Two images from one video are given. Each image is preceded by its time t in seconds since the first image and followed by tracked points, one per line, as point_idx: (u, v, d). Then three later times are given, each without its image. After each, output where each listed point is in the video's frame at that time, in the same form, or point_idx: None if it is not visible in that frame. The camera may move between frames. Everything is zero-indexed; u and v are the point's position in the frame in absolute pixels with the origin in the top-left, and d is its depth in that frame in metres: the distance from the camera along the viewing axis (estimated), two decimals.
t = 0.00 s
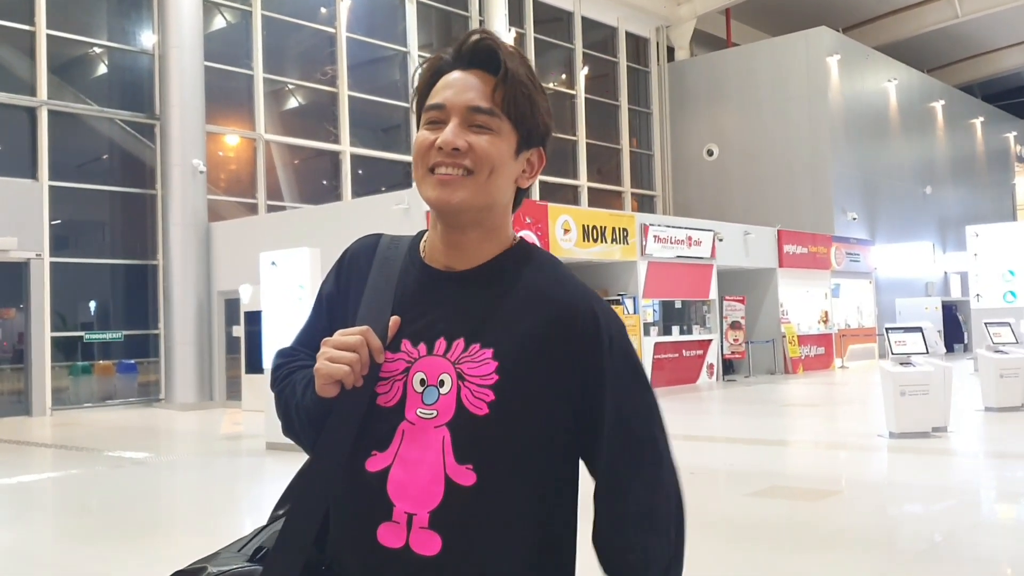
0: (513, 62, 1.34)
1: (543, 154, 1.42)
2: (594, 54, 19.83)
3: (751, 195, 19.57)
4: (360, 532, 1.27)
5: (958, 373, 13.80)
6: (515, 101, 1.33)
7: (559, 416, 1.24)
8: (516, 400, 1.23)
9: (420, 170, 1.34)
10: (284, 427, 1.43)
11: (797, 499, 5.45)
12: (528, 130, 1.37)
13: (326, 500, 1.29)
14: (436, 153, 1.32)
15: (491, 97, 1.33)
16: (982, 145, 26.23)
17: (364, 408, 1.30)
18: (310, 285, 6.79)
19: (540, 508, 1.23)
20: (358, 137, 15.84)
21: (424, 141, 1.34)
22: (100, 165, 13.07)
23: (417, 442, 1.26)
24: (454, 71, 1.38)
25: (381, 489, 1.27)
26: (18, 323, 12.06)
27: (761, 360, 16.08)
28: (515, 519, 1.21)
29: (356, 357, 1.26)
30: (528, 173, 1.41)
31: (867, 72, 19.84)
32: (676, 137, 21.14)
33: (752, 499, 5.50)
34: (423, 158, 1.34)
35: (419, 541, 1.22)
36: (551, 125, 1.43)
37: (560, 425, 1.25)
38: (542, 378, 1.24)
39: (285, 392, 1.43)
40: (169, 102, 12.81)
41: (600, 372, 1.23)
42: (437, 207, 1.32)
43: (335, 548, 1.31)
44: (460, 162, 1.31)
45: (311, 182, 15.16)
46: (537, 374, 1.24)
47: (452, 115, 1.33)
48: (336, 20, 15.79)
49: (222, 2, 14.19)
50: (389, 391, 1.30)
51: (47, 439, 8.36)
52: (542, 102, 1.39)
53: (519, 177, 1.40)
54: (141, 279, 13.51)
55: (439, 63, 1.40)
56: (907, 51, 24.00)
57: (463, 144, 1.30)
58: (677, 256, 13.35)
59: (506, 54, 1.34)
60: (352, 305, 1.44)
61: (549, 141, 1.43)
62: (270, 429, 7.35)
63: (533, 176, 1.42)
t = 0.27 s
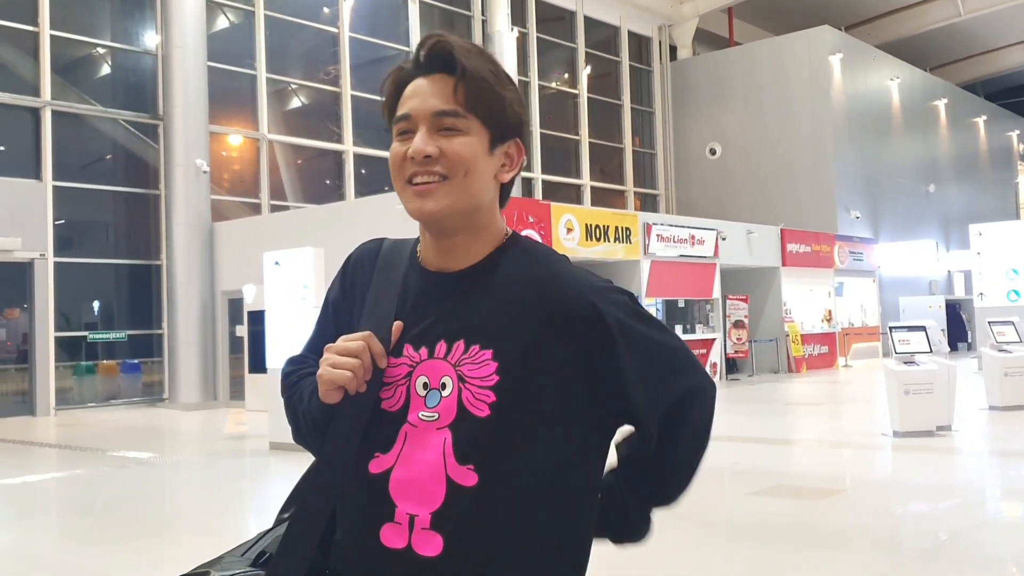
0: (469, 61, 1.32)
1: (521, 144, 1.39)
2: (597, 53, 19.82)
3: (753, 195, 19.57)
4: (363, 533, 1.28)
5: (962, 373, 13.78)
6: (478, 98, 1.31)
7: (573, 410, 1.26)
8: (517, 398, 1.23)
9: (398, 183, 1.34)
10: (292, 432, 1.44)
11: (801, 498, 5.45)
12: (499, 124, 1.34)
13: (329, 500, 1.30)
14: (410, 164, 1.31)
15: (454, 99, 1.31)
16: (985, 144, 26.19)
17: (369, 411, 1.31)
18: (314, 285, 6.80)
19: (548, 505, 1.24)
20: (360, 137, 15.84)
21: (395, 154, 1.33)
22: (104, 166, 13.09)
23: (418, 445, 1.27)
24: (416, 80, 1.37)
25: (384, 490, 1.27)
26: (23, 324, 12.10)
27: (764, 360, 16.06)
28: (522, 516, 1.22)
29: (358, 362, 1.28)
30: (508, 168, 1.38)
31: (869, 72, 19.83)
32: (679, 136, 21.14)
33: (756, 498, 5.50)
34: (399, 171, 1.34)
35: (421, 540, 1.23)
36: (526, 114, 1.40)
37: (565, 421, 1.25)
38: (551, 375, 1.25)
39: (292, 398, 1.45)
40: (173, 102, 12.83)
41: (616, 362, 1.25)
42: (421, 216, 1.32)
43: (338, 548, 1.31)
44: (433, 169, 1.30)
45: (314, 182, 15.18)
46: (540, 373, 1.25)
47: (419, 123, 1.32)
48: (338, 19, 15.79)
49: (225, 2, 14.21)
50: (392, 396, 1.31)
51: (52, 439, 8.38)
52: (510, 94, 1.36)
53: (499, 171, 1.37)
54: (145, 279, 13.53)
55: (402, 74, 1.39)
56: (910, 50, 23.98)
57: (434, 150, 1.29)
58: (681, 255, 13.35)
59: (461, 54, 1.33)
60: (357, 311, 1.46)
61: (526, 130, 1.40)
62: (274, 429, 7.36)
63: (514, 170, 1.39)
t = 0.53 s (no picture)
0: (436, 65, 1.31)
1: (501, 142, 1.36)
2: (599, 53, 19.80)
3: (755, 195, 19.58)
4: (365, 536, 1.28)
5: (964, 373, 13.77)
6: (448, 101, 1.29)
7: (569, 409, 1.27)
8: (512, 402, 1.24)
9: (381, 194, 1.32)
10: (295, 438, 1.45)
11: (804, 498, 5.45)
12: (474, 126, 1.32)
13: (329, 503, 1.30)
14: (387, 175, 1.30)
15: (424, 104, 1.30)
16: (987, 143, 26.17)
17: (369, 416, 1.32)
18: (317, 285, 6.81)
19: (548, 503, 1.24)
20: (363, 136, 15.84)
21: (372, 167, 1.31)
22: (106, 165, 13.09)
23: (417, 448, 1.27)
24: (387, 90, 1.35)
25: (384, 493, 1.28)
26: (25, 323, 12.10)
27: (766, 359, 16.04)
28: (523, 517, 1.22)
29: (354, 367, 1.28)
30: (489, 167, 1.35)
31: (870, 72, 19.83)
32: (681, 136, 21.14)
33: (758, 498, 5.50)
34: (379, 183, 1.32)
35: (422, 542, 1.22)
36: (502, 113, 1.37)
37: (560, 419, 1.26)
38: (546, 372, 1.26)
39: (294, 404, 1.46)
40: (175, 101, 12.84)
41: (609, 355, 1.26)
42: (406, 227, 1.30)
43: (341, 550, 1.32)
44: (410, 177, 1.28)
45: (316, 181, 15.18)
46: (534, 373, 1.26)
47: (393, 133, 1.31)
48: (342, 19, 15.78)
49: (228, 2, 14.21)
50: (392, 401, 1.31)
51: (54, 439, 8.38)
52: (484, 95, 1.34)
53: (480, 173, 1.34)
54: (147, 279, 13.53)
55: (374, 86, 1.38)
56: (911, 50, 23.98)
57: (408, 158, 1.28)
58: (683, 255, 13.36)
59: (428, 59, 1.31)
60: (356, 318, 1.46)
61: (505, 128, 1.37)
62: (276, 429, 7.35)
63: (495, 170, 1.36)
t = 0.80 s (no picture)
0: (433, 61, 1.31)
1: (500, 140, 1.36)
2: (601, 52, 19.80)
3: (758, 194, 19.55)
4: (367, 536, 1.28)
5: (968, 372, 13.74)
6: (444, 95, 1.29)
7: (562, 409, 1.27)
8: (506, 402, 1.24)
9: (377, 190, 1.33)
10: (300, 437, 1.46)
11: (807, 497, 5.44)
12: (471, 123, 1.32)
13: (330, 503, 1.30)
14: (384, 170, 1.31)
15: (420, 99, 1.30)
16: (991, 142, 26.12)
17: (369, 415, 1.32)
18: (320, 284, 6.81)
19: (546, 506, 1.24)
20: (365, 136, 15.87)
21: (369, 162, 1.33)
22: (110, 165, 13.12)
23: (416, 448, 1.27)
24: (386, 87, 1.36)
25: (384, 493, 1.28)
26: (29, 323, 12.14)
27: (769, 359, 16.02)
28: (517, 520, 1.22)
29: (353, 367, 1.29)
30: (487, 164, 1.35)
31: (874, 70, 19.80)
32: (684, 135, 21.14)
33: (761, 496, 5.49)
34: (376, 178, 1.33)
35: (421, 542, 1.23)
36: (502, 110, 1.37)
37: (554, 421, 1.26)
38: (541, 371, 1.26)
39: (300, 403, 1.47)
40: (178, 100, 12.87)
41: (601, 357, 1.26)
42: (400, 222, 1.31)
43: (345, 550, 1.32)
44: (404, 172, 1.29)
45: (319, 181, 15.21)
46: (528, 372, 1.25)
47: (389, 128, 1.32)
48: (344, 18, 15.81)
49: (230, 1, 14.25)
50: (392, 400, 1.32)
51: (58, 438, 8.40)
52: (482, 92, 1.34)
53: (476, 169, 1.33)
54: (151, 278, 13.57)
55: (376, 85, 1.40)
56: (915, 49, 23.93)
57: (402, 152, 1.28)
58: (685, 254, 13.36)
59: (425, 56, 1.31)
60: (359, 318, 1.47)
61: (503, 125, 1.36)
62: (279, 428, 7.37)
63: (493, 167, 1.35)
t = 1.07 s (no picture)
0: (441, 61, 1.31)
1: (502, 142, 1.37)
2: (604, 52, 19.80)
3: (762, 193, 19.52)
4: (372, 536, 1.29)
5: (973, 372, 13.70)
6: (451, 95, 1.29)
7: (560, 412, 1.27)
8: (508, 405, 1.23)
9: (380, 186, 1.33)
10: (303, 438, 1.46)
11: (810, 497, 5.43)
12: (478, 122, 1.32)
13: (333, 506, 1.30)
14: (387, 167, 1.30)
15: (428, 99, 1.30)
16: (996, 141, 26.06)
17: (371, 416, 1.33)
18: (323, 284, 6.80)
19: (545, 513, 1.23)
20: (368, 136, 15.88)
21: (375, 159, 1.32)
22: (113, 166, 13.16)
23: (418, 451, 1.27)
24: (393, 85, 1.36)
25: (387, 494, 1.28)
26: (33, 322, 12.14)
27: (773, 359, 16.01)
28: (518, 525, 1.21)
29: (356, 368, 1.29)
30: (490, 165, 1.35)
31: (879, 70, 19.74)
32: (687, 135, 21.12)
33: (765, 497, 5.48)
34: (380, 175, 1.33)
35: (424, 545, 1.22)
36: (507, 113, 1.38)
37: (552, 425, 1.26)
38: (543, 374, 1.26)
39: (305, 402, 1.47)
40: (181, 99, 12.90)
41: (599, 363, 1.27)
42: (402, 220, 1.31)
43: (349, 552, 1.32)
44: (409, 169, 1.28)
45: (321, 181, 15.23)
46: (530, 374, 1.25)
47: (394, 126, 1.31)
48: (346, 19, 15.83)
49: (233, 2, 14.27)
50: (395, 401, 1.32)
51: (61, 437, 8.43)
52: (487, 95, 1.34)
53: (480, 170, 1.34)
54: (154, 278, 13.61)
55: (382, 83, 1.39)
56: (920, 48, 23.86)
57: (407, 150, 1.28)
58: (688, 254, 13.34)
59: (433, 56, 1.32)
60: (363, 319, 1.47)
61: (508, 127, 1.37)
62: (282, 428, 7.39)
63: (496, 169, 1.36)
